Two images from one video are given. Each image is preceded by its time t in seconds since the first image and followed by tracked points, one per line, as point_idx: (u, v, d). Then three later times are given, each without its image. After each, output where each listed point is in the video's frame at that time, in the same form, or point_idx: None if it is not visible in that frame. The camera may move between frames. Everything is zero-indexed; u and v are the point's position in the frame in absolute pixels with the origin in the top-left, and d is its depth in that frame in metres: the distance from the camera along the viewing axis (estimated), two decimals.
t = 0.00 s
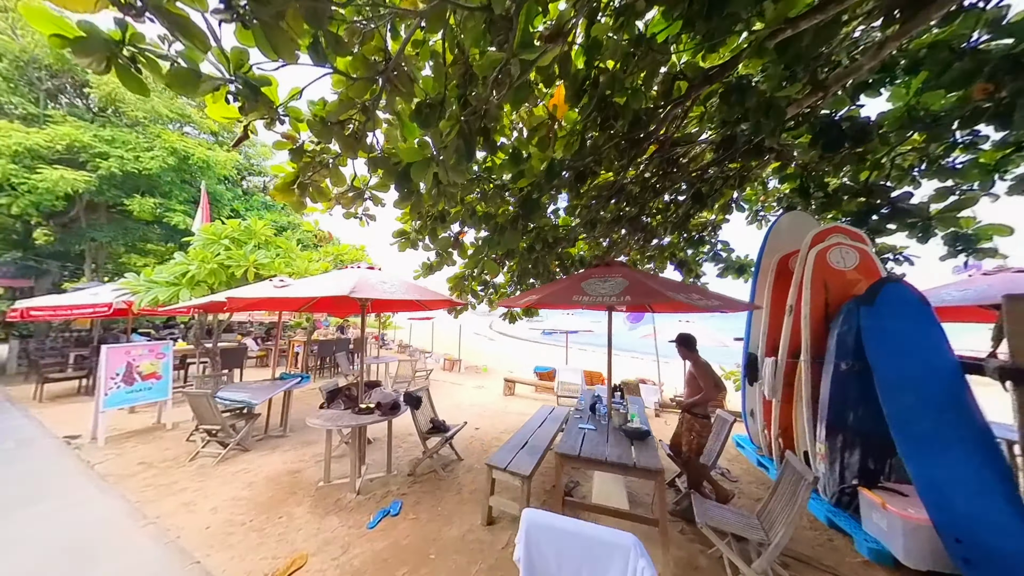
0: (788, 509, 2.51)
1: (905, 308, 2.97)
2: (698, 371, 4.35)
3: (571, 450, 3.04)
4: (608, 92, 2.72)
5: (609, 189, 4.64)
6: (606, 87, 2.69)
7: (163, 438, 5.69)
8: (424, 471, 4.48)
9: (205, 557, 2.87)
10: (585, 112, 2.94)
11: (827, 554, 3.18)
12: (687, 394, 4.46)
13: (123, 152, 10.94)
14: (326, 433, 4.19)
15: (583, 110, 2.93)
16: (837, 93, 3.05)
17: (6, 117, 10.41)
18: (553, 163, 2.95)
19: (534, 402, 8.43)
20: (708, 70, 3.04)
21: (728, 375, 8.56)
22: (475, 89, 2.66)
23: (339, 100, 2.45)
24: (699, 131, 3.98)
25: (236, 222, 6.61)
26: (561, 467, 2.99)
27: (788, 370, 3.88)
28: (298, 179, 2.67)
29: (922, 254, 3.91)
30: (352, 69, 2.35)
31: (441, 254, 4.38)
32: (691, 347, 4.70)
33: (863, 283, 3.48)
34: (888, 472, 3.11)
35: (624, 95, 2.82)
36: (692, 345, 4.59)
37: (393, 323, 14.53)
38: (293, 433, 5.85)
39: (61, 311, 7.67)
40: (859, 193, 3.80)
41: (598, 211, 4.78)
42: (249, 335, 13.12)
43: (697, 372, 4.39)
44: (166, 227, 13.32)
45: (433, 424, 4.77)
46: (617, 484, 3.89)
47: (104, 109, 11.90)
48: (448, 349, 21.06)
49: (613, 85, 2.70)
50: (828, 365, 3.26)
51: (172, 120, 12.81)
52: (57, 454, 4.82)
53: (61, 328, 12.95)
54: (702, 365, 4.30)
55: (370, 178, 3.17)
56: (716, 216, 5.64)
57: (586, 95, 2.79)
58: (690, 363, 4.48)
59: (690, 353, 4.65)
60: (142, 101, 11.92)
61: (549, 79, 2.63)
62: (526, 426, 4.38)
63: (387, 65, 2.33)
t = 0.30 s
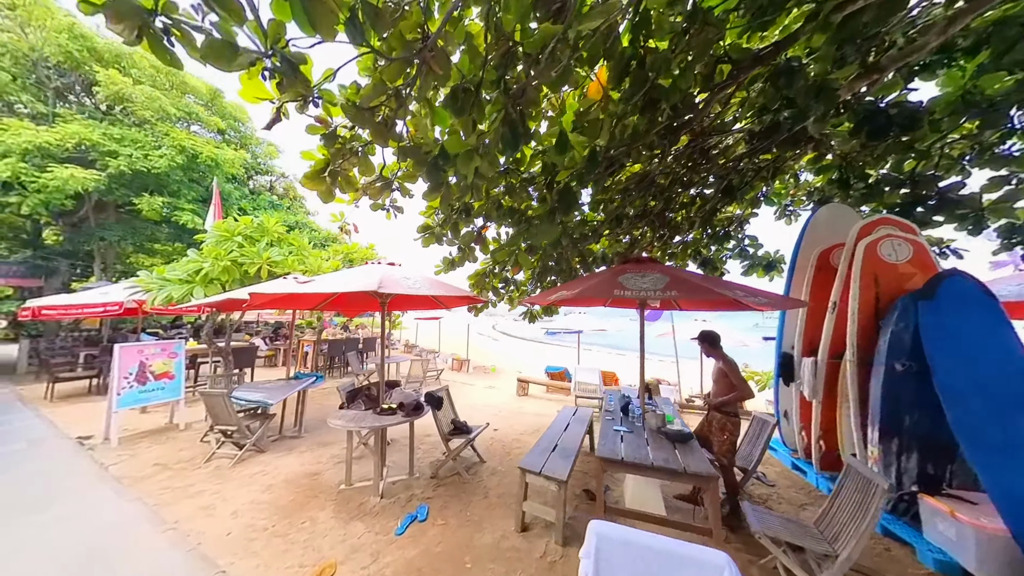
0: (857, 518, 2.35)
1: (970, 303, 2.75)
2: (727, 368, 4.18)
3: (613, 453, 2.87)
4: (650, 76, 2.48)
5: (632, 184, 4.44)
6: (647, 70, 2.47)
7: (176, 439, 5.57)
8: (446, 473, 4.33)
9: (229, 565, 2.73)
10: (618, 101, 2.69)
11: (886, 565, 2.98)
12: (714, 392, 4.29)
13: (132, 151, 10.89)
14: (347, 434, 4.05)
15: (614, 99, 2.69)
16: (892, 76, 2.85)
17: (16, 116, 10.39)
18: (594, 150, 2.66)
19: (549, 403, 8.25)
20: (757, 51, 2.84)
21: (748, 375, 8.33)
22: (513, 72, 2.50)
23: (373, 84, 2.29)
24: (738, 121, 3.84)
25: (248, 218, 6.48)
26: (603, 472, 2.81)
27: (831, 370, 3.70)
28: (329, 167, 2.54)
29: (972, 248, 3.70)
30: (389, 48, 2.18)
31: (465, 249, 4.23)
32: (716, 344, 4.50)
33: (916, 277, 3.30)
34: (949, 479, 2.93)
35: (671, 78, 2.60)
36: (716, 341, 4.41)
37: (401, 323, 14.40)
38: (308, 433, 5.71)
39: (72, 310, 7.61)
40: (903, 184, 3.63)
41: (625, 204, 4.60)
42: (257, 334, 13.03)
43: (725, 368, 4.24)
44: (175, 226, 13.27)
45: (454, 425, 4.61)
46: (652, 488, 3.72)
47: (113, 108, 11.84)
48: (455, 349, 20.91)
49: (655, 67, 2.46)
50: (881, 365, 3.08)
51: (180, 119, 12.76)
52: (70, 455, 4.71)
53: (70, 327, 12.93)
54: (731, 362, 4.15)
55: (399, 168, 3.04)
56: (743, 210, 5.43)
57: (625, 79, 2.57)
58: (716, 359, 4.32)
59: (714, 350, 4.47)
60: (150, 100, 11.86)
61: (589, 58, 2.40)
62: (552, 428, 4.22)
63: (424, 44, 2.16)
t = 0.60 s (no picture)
0: (924, 526, 2.22)
1: None
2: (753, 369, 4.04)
3: (653, 457, 2.74)
4: (697, 58, 2.32)
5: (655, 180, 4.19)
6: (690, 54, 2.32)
7: (190, 439, 5.49)
8: (468, 476, 4.21)
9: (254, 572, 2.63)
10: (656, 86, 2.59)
11: None
12: (738, 392, 4.19)
13: (141, 150, 10.89)
14: (368, 436, 3.94)
15: (656, 86, 2.58)
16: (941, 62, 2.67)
17: (27, 116, 10.40)
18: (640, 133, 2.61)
19: (563, 403, 8.11)
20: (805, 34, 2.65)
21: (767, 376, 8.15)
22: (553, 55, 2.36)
23: (409, 68, 2.16)
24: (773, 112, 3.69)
25: (261, 216, 6.40)
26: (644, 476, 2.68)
27: (872, 370, 3.56)
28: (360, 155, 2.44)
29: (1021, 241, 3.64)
30: (428, 27, 2.06)
31: (487, 247, 4.14)
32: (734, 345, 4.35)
33: (967, 273, 3.15)
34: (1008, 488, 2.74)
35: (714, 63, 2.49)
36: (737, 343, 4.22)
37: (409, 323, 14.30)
38: (323, 434, 5.61)
39: (84, 309, 7.56)
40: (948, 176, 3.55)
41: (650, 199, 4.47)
42: (265, 334, 12.98)
43: (750, 369, 4.11)
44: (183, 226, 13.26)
45: (475, 426, 4.49)
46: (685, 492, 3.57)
47: (122, 108, 11.84)
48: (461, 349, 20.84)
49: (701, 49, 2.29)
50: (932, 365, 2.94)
51: (189, 118, 12.75)
52: (84, 456, 4.62)
53: (80, 327, 12.94)
54: (757, 362, 4.03)
55: (427, 160, 2.94)
56: (768, 206, 5.26)
57: (668, 63, 2.45)
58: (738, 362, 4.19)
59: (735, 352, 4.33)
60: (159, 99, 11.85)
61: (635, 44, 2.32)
62: (577, 431, 4.08)
63: (466, 23, 2.02)
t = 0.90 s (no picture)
0: (1002, 554, 2.06)
1: None
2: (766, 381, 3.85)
3: (694, 473, 2.59)
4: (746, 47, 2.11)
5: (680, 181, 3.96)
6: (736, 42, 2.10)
7: (201, 445, 5.39)
8: (489, 486, 4.06)
9: None
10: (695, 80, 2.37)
11: None
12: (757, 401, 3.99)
13: (149, 150, 10.86)
14: (385, 445, 3.80)
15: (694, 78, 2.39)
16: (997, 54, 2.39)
17: (36, 117, 10.38)
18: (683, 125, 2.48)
19: (577, 408, 7.94)
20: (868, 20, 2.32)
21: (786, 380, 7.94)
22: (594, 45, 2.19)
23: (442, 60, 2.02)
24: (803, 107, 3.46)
25: (271, 217, 6.29)
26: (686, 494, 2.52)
27: (917, 378, 3.39)
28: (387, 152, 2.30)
29: None
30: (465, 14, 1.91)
31: (508, 249, 4.01)
32: (744, 355, 4.06)
33: None
34: None
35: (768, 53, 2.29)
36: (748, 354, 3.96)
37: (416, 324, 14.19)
38: (335, 440, 5.48)
39: (93, 312, 7.50)
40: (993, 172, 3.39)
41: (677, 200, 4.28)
42: (272, 335, 12.90)
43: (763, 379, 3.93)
44: (191, 227, 13.21)
45: (494, 434, 4.32)
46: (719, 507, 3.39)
47: (129, 109, 11.80)
48: (467, 350, 20.72)
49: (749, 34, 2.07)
50: (993, 376, 2.76)
51: (196, 118, 12.70)
52: (94, 463, 4.52)
53: (88, 328, 12.92)
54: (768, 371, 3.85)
55: (453, 157, 2.79)
56: (793, 206, 5.06)
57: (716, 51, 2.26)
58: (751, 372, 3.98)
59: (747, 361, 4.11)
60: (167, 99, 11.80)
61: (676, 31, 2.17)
62: (601, 440, 3.93)
63: (504, 9, 1.86)
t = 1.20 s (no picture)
0: None
1: None
2: (788, 396, 3.52)
3: (753, 491, 2.42)
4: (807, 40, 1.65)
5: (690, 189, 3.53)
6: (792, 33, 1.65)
7: (214, 451, 5.25)
8: (515, 498, 3.87)
9: None
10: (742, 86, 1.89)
11: None
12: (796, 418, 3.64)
13: (157, 150, 10.79)
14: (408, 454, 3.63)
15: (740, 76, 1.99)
16: None
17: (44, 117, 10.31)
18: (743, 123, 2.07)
19: (593, 412, 7.74)
20: None
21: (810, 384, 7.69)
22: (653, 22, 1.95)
23: (487, 41, 1.84)
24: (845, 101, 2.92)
25: (283, 217, 6.14)
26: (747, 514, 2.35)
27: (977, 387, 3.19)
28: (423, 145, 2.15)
29: None
30: None
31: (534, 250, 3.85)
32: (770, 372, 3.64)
33: None
34: None
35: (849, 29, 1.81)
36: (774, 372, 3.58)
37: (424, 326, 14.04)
38: (350, 447, 5.33)
39: (102, 313, 7.39)
40: None
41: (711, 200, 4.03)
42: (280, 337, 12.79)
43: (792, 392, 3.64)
44: (198, 227, 13.13)
45: (518, 443, 4.13)
46: (764, 524, 3.21)
47: (138, 109, 11.72)
48: (474, 351, 20.57)
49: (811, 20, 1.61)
50: None
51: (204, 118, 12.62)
52: (105, 472, 4.39)
53: (97, 330, 12.87)
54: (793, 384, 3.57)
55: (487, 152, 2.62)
56: (823, 203, 4.80)
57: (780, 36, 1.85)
58: (775, 387, 3.65)
59: (769, 376, 3.81)
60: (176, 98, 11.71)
61: (736, 10, 1.85)
62: (634, 450, 3.75)
63: None
